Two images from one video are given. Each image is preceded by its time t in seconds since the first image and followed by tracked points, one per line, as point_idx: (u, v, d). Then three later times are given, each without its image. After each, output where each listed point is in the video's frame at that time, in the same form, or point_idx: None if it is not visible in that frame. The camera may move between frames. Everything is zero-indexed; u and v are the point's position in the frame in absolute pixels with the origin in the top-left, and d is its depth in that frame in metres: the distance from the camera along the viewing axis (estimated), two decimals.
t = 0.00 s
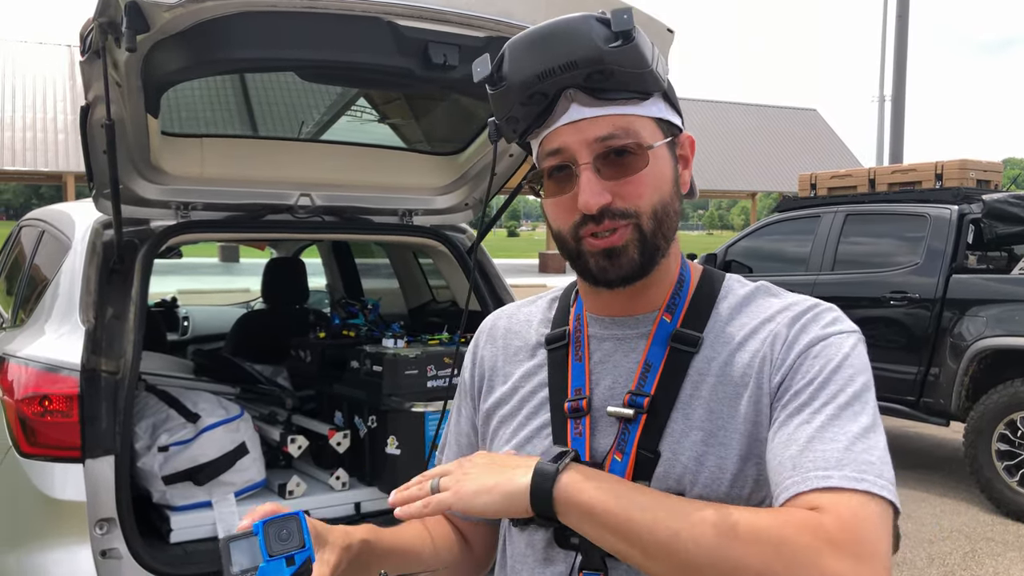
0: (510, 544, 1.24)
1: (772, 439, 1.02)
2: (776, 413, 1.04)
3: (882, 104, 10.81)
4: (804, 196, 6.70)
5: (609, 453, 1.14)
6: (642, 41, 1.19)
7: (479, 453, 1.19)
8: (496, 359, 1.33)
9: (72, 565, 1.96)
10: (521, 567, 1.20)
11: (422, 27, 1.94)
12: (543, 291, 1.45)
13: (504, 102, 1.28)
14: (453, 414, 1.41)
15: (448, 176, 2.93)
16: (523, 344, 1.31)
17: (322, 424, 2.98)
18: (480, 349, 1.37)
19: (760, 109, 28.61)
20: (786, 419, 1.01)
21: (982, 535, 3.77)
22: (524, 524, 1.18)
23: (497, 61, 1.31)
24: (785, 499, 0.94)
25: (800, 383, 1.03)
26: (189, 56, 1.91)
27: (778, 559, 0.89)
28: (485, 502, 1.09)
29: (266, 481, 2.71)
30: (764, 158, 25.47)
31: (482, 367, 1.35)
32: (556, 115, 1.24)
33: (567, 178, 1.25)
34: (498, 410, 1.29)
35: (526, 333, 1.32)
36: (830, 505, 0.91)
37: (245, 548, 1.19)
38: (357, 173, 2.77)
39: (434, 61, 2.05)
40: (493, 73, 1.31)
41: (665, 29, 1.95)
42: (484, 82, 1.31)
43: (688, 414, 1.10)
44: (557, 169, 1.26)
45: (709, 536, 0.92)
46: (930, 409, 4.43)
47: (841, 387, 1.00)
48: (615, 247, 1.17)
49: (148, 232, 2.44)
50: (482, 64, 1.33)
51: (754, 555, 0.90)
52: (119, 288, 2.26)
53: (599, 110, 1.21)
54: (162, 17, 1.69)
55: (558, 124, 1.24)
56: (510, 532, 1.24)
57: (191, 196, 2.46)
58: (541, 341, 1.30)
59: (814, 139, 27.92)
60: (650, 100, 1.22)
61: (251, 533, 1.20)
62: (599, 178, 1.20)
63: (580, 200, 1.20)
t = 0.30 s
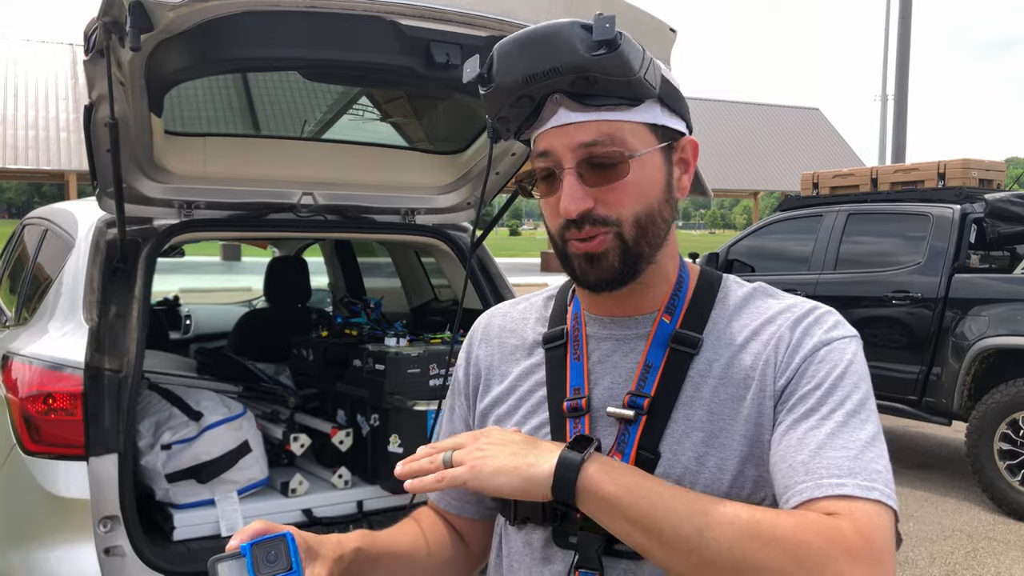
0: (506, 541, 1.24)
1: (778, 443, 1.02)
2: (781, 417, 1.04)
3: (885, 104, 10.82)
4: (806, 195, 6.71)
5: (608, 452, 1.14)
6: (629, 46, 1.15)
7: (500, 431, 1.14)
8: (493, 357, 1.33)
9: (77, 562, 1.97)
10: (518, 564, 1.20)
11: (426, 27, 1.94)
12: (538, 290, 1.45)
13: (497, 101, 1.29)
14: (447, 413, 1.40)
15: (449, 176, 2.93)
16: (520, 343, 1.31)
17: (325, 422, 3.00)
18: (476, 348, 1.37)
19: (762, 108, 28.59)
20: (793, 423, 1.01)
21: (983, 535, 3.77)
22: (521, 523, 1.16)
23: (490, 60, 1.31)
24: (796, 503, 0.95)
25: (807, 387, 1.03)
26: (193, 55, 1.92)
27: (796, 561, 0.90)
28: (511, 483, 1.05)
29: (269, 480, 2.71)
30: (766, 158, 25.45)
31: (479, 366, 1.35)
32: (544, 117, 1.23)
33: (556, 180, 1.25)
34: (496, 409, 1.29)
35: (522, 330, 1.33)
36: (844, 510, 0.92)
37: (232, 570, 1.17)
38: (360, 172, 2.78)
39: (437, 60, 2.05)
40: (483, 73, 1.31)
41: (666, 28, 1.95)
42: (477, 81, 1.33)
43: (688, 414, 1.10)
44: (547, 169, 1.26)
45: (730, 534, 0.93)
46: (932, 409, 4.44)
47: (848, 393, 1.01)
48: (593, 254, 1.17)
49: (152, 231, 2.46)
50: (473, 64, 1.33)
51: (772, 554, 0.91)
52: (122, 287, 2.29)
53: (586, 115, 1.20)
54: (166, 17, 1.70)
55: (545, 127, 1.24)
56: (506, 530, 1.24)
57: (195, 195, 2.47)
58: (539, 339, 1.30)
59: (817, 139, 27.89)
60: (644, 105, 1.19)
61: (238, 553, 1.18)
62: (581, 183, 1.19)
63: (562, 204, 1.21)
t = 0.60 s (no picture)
0: (506, 521, 1.27)
1: (795, 443, 1.05)
2: (794, 416, 1.07)
3: (889, 103, 10.83)
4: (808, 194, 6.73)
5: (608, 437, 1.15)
6: (606, 52, 1.15)
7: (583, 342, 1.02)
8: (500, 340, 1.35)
9: (89, 552, 2.02)
10: (520, 545, 1.22)
11: (433, 27, 1.97)
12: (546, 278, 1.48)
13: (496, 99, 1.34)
14: (449, 394, 1.43)
15: (454, 174, 2.97)
16: (528, 328, 1.34)
17: (332, 417, 3.04)
18: (484, 331, 1.39)
19: (765, 107, 28.59)
20: (810, 422, 1.04)
21: (983, 531, 3.80)
22: (523, 503, 1.20)
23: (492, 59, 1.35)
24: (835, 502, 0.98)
25: (819, 387, 1.06)
26: (206, 55, 1.96)
27: (864, 554, 0.93)
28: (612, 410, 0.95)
29: (277, 472, 2.74)
30: (769, 156, 25.45)
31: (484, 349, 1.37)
32: (536, 116, 1.27)
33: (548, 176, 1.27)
34: (499, 392, 1.30)
35: (531, 313, 1.36)
36: (900, 515, 0.96)
37: (292, 499, 1.18)
38: (367, 170, 2.81)
39: (445, 61, 2.08)
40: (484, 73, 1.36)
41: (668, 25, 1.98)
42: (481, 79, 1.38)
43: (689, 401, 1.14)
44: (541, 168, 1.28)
45: (816, 517, 0.93)
46: (933, 406, 4.47)
47: (864, 392, 1.04)
48: (577, 250, 1.19)
49: (162, 227, 2.50)
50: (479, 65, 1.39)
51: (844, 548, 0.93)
52: (134, 283, 2.32)
53: (572, 116, 1.22)
54: (180, 17, 1.73)
55: (536, 125, 1.27)
56: (507, 509, 1.27)
57: (205, 193, 2.50)
58: (544, 325, 1.33)
59: (819, 138, 27.88)
60: (632, 108, 1.19)
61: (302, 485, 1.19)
62: (566, 181, 1.21)
63: (547, 202, 1.23)
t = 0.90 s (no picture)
0: (523, 507, 1.32)
1: (816, 446, 1.12)
2: (811, 419, 1.14)
3: (885, 103, 10.93)
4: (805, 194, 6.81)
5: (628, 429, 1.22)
6: (651, 103, 1.19)
7: (633, 421, 1.08)
8: (517, 336, 1.39)
9: (107, 545, 2.06)
10: (539, 530, 1.28)
11: (443, 34, 2.02)
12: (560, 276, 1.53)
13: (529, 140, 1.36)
14: (457, 379, 1.48)
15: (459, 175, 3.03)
16: (544, 324, 1.38)
17: (339, 413, 3.09)
18: (500, 326, 1.44)
19: (762, 107, 28.69)
20: (827, 427, 1.11)
21: (977, 528, 3.87)
22: (542, 490, 1.27)
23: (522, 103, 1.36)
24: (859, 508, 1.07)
25: (833, 394, 1.13)
26: (223, 61, 2.01)
27: (893, 561, 1.04)
28: (659, 497, 1.05)
29: (286, 468, 2.80)
30: (766, 156, 25.53)
31: (501, 343, 1.41)
32: (573, 155, 1.31)
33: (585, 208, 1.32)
34: (519, 384, 1.35)
35: (546, 311, 1.40)
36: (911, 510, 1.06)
37: (347, 529, 1.20)
38: (375, 171, 2.87)
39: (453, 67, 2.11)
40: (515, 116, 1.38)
41: (672, 36, 2.09)
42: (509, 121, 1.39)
43: (705, 398, 1.19)
44: (574, 200, 1.34)
45: (853, 545, 1.03)
46: (928, 405, 4.54)
47: (874, 397, 1.13)
48: (616, 275, 1.25)
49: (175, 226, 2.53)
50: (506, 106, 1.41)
51: (874, 563, 1.03)
52: (148, 282, 2.36)
53: (611, 156, 1.27)
54: (200, 25, 1.78)
55: (573, 162, 1.31)
56: (525, 497, 1.33)
57: (217, 194, 2.57)
58: (562, 322, 1.36)
59: (816, 138, 27.98)
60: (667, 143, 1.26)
61: (354, 516, 1.22)
62: (607, 215, 1.27)
63: (588, 232, 1.28)
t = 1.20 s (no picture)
0: (533, 480, 1.37)
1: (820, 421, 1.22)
2: (813, 398, 1.24)
3: (859, 96, 11.14)
4: (780, 187, 6.93)
5: (646, 412, 1.27)
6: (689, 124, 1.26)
7: (660, 435, 1.12)
8: (528, 318, 1.40)
9: (105, 532, 2.10)
10: (551, 503, 1.33)
11: (434, 32, 2.07)
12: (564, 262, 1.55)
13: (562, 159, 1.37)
14: (447, 340, 1.49)
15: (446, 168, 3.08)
16: (556, 306, 1.39)
17: (329, 403, 3.13)
18: (509, 303, 1.43)
19: (739, 101, 28.93)
20: (828, 403, 1.21)
21: (949, 510, 4.01)
22: (559, 467, 1.31)
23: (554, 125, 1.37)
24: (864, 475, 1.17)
25: (830, 373, 1.23)
26: (217, 58, 2.05)
27: (906, 520, 1.13)
28: (695, 502, 1.11)
29: (278, 457, 2.84)
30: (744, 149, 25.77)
31: (508, 322, 1.42)
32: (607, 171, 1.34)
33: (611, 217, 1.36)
34: (532, 366, 1.38)
35: (556, 293, 1.41)
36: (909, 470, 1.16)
37: (424, 532, 1.21)
38: (362, 164, 2.91)
39: (443, 63, 2.15)
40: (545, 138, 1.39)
41: (655, 32, 2.19)
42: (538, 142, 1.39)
43: (714, 382, 1.26)
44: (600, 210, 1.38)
45: (869, 513, 1.12)
46: (901, 392, 4.67)
47: (866, 374, 1.23)
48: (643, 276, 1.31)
49: (167, 221, 2.53)
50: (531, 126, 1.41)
51: (888, 527, 1.12)
52: (141, 275, 2.38)
53: (645, 171, 1.31)
54: (196, 23, 1.81)
55: (607, 177, 1.34)
56: (534, 471, 1.37)
57: (208, 187, 2.61)
58: (575, 305, 1.38)
59: (793, 131, 28.28)
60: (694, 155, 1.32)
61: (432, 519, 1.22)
62: (639, 225, 1.31)
63: (619, 240, 1.32)
